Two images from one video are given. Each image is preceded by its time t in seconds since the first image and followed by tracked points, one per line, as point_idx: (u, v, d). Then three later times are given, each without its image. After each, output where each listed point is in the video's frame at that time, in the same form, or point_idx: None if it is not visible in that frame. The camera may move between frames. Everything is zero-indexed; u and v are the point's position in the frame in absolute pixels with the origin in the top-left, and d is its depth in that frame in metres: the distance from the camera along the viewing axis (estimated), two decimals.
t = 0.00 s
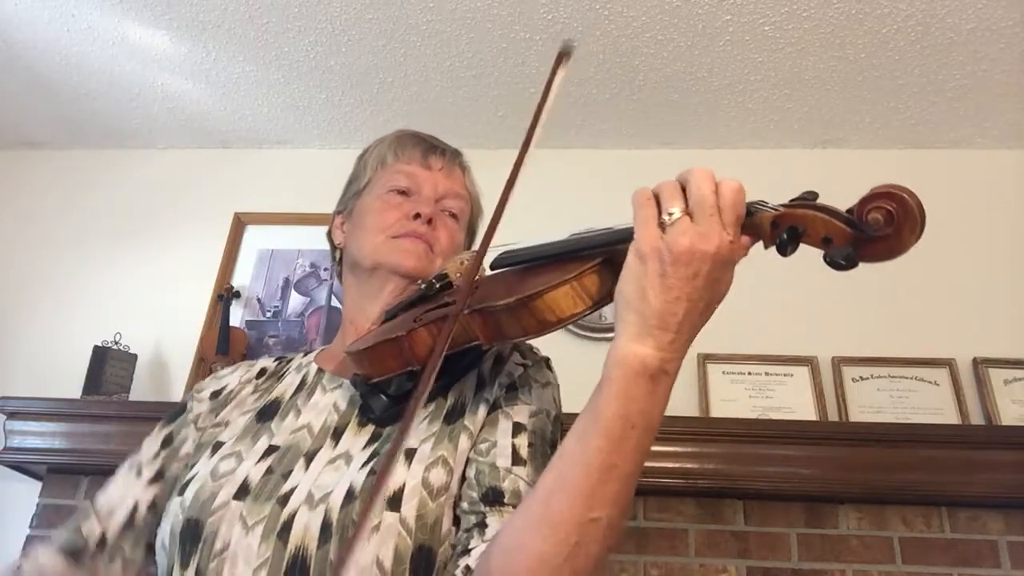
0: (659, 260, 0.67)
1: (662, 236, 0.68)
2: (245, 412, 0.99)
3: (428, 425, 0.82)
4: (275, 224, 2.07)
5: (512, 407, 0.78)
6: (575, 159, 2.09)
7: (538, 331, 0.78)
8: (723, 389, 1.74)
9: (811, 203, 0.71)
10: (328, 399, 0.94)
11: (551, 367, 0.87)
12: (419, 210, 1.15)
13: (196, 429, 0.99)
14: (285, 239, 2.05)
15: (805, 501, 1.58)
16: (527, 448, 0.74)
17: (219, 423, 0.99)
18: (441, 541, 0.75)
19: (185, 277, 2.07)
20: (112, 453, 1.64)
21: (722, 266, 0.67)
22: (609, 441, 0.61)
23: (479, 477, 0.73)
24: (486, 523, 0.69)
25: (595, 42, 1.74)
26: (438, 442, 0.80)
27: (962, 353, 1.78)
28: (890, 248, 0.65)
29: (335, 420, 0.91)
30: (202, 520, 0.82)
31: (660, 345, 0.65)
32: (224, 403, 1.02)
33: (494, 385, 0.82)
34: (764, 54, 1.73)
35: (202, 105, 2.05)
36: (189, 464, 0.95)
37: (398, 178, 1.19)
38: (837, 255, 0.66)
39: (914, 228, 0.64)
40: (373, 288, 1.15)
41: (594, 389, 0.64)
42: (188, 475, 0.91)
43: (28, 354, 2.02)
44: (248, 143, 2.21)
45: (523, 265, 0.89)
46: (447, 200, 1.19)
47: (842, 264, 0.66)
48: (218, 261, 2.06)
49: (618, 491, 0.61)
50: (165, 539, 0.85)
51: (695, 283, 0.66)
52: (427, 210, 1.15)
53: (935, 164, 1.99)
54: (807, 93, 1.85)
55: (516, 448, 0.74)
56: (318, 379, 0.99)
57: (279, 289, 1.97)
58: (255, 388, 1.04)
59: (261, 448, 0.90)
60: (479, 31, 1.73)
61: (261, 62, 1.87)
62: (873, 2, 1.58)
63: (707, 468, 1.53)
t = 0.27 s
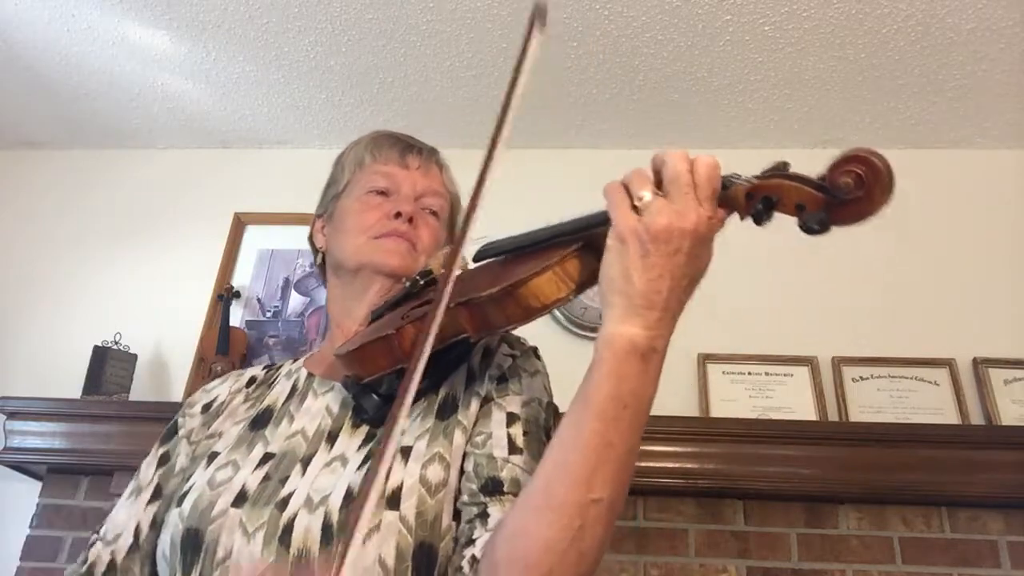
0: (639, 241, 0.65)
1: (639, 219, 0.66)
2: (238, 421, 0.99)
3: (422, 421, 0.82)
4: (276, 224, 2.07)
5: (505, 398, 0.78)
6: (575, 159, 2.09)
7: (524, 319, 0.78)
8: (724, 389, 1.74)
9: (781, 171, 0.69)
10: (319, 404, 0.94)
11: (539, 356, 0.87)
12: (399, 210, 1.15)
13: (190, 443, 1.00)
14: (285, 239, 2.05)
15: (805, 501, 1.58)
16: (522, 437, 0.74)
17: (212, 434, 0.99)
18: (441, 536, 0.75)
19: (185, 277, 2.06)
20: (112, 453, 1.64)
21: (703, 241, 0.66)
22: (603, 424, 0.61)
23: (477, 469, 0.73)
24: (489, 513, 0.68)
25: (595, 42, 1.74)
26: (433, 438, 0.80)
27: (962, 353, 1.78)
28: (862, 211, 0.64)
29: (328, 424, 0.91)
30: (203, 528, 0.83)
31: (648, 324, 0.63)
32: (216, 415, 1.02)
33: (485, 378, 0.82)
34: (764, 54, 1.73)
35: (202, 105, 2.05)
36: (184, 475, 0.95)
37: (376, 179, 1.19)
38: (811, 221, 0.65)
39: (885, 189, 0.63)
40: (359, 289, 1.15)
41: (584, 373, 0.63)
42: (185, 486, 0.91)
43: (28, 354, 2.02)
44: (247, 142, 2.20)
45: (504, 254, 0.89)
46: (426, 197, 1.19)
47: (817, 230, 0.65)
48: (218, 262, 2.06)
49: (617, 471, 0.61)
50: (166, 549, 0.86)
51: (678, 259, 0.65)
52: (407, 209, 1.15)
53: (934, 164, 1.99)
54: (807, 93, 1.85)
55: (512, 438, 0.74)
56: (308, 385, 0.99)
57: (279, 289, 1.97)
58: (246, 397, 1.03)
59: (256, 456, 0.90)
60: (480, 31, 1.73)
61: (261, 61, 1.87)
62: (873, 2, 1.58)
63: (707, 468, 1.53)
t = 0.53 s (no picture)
0: (639, 251, 0.66)
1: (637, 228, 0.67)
2: (233, 425, 0.99)
3: (413, 422, 0.82)
4: (275, 224, 2.07)
5: (496, 397, 0.78)
6: (574, 159, 2.09)
7: (509, 320, 0.79)
8: (724, 389, 1.74)
9: (757, 169, 0.71)
10: (312, 406, 0.94)
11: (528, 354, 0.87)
12: (387, 213, 1.15)
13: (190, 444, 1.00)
14: (285, 239, 2.05)
15: (805, 501, 1.58)
16: (518, 436, 0.74)
17: (209, 437, 0.99)
18: (433, 535, 0.75)
19: (185, 277, 2.06)
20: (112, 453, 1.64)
21: (700, 246, 0.67)
22: (607, 434, 0.61)
23: (474, 469, 0.73)
24: (489, 515, 0.68)
25: (595, 42, 1.74)
26: (424, 438, 0.80)
27: (962, 353, 1.78)
28: (833, 207, 0.68)
29: (321, 425, 0.91)
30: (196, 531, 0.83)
31: (652, 335, 0.64)
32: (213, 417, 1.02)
33: (475, 377, 0.82)
34: (764, 54, 1.73)
35: (202, 105, 2.05)
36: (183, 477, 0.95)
37: (364, 183, 1.19)
38: (786, 217, 0.68)
39: (856, 186, 0.67)
40: (348, 293, 1.15)
41: (589, 383, 0.64)
42: (181, 490, 0.91)
43: (28, 354, 2.02)
44: (247, 143, 2.20)
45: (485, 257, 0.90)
46: (414, 199, 1.19)
47: (791, 227, 0.68)
48: (218, 262, 2.06)
49: (621, 481, 0.62)
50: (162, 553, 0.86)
51: (677, 269, 0.66)
52: (395, 212, 1.15)
53: (934, 164, 1.99)
54: (807, 93, 1.85)
55: (508, 437, 0.74)
56: (302, 388, 0.99)
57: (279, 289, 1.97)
58: (242, 401, 1.04)
59: (250, 458, 0.90)
60: (480, 31, 1.73)
61: (261, 61, 1.87)
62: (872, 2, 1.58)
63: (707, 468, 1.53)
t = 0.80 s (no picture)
0: (643, 285, 0.66)
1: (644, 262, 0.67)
2: (239, 417, 0.99)
3: (419, 430, 0.83)
4: (275, 223, 2.07)
5: (504, 415, 0.79)
6: (575, 159, 2.09)
7: (525, 340, 0.79)
8: (724, 389, 1.74)
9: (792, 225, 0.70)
10: (320, 405, 0.94)
11: (540, 376, 0.87)
12: (419, 219, 1.15)
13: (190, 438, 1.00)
14: (285, 238, 2.05)
15: (805, 501, 1.58)
16: (520, 456, 0.74)
17: (212, 430, 0.99)
18: (429, 546, 0.75)
19: (185, 277, 2.06)
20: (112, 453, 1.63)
21: (707, 286, 0.67)
22: (598, 462, 0.61)
23: (473, 484, 0.73)
24: (480, 532, 0.68)
25: (595, 42, 1.74)
26: (427, 448, 0.80)
27: (962, 353, 1.78)
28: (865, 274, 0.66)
29: (327, 425, 0.91)
30: (196, 524, 0.83)
31: (650, 367, 0.64)
32: (217, 410, 1.02)
33: (484, 392, 0.82)
34: (764, 54, 1.73)
35: (202, 105, 2.05)
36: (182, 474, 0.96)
37: (401, 187, 1.19)
38: (814, 276, 0.67)
39: (890, 254, 0.64)
40: (372, 294, 1.15)
41: (585, 411, 0.64)
42: (183, 482, 0.91)
43: (28, 354, 2.02)
44: (247, 143, 2.20)
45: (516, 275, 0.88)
46: (449, 210, 1.19)
47: (818, 285, 0.67)
48: (218, 262, 2.06)
49: (608, 512, 0.61)
50: (161, 544, 0.86)
51: (681, 304, 0.66)
52: (427, 219, 1.15)
53: (934, 164, 1.99)
54: (807, 94, 1.85)
55: (510, 456, 0.74)
56: (311, 385, 0.99)
57: (279, 289, 1.97)
58: (249, 394, 1.04)
59: (254, 453, 0.90)
60: (480, 31, 1.73)
61: (261, 62, 1.87)
62: (873, 2, 1.58)
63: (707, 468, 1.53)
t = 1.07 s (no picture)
0: (661, 310, 0.68)
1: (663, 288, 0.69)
2: (246, 413, 0.99)
3: (424, 439, 0.83)
4: (275, 223, 2.08)
5: (509, 429, 0.78)
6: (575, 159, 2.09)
7: (538, 360, 0.76)
8: (723, 389, 1.74)
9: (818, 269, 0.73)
10: (328, 405, 0.95)
11: (548, 392, 0.87)
12: (437, 225, 1.15)
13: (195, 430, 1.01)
14: (284, 238, 2.05)
15: (805, 500, 1.58)
16: (523, 470, 0.74)
17: (218, 423, 0.99)
18: (428, 555, 0.75)
19: (185, 277, 2.06)
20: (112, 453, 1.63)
21: (720, 319, 0.69)
22: (604, 484, 0.61)
23: (474, 494, 0.72)
24: (477, 543, 0.68)
25: (595, 42, 1.74)
26: (432, 457, 0.80)
27: (962, 352, 1.78)
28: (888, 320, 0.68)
29: (333, 427, 0.91)
30: (199, 518, 0.82)
31: (661, 394, 0.64)
32: (225, 404, 1.03)
33: (492, 405, 0.83)
34: (764, 54, 1.73)
35: (202, 105, 2.05)
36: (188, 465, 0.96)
37: (421, 191, 1.18)
38: (836, 322, 0.66)
39: (913, 303, 0.66)
40: (384, 295, 1.15)
41: (594, 434, 0.64)
42: (188, 474, 0.91)
43: (28, 354, 2.02)
44: (248, 143, 2.21)
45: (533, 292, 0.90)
46: (466, 218, 1.19)
47: (840, 332, 0.65)
48: (218, 261, 2.06)
49: (606, 536, 0.60)
50: (162, 536, 0.85)
51: (696, 335, 0.67)
52: (445, 226, 1.15)
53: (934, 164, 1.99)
54: (807, 94, 1.85)
55: (513, 470, 0.73)
56: (320, 384, 0.99)
57: (279, 288, 1.97)
58: (257, 390, 1.04)
59: (260, 450, 0.90)
60: (479, 31, 1.73)
61: (262, 62, 1.87)
62: (873, 2, 1.58)
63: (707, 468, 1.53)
